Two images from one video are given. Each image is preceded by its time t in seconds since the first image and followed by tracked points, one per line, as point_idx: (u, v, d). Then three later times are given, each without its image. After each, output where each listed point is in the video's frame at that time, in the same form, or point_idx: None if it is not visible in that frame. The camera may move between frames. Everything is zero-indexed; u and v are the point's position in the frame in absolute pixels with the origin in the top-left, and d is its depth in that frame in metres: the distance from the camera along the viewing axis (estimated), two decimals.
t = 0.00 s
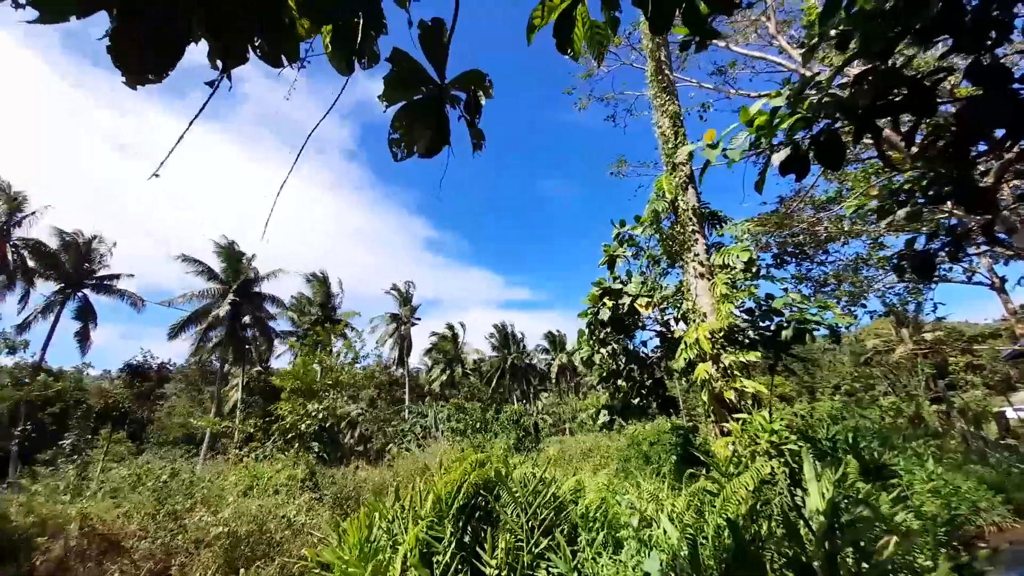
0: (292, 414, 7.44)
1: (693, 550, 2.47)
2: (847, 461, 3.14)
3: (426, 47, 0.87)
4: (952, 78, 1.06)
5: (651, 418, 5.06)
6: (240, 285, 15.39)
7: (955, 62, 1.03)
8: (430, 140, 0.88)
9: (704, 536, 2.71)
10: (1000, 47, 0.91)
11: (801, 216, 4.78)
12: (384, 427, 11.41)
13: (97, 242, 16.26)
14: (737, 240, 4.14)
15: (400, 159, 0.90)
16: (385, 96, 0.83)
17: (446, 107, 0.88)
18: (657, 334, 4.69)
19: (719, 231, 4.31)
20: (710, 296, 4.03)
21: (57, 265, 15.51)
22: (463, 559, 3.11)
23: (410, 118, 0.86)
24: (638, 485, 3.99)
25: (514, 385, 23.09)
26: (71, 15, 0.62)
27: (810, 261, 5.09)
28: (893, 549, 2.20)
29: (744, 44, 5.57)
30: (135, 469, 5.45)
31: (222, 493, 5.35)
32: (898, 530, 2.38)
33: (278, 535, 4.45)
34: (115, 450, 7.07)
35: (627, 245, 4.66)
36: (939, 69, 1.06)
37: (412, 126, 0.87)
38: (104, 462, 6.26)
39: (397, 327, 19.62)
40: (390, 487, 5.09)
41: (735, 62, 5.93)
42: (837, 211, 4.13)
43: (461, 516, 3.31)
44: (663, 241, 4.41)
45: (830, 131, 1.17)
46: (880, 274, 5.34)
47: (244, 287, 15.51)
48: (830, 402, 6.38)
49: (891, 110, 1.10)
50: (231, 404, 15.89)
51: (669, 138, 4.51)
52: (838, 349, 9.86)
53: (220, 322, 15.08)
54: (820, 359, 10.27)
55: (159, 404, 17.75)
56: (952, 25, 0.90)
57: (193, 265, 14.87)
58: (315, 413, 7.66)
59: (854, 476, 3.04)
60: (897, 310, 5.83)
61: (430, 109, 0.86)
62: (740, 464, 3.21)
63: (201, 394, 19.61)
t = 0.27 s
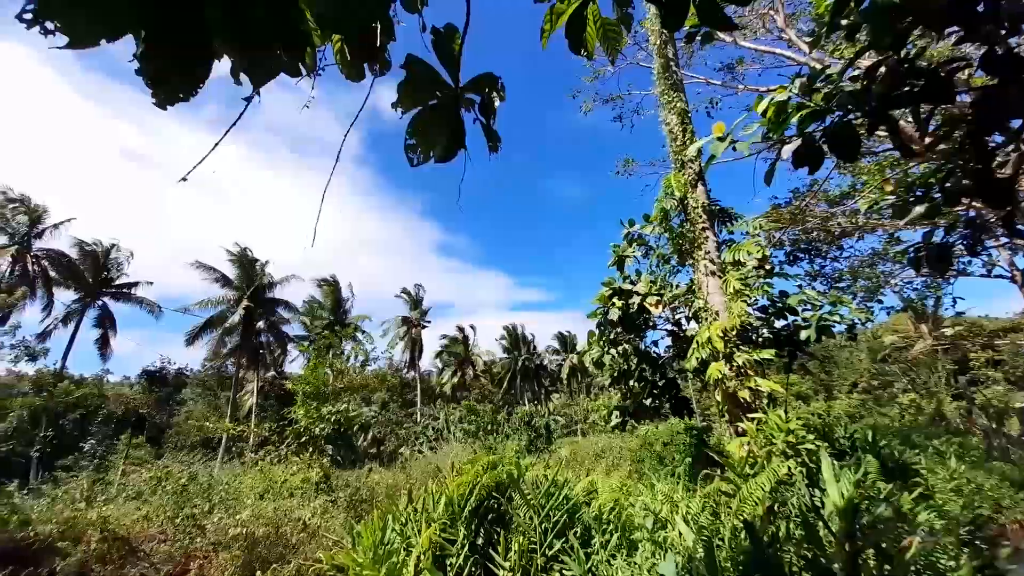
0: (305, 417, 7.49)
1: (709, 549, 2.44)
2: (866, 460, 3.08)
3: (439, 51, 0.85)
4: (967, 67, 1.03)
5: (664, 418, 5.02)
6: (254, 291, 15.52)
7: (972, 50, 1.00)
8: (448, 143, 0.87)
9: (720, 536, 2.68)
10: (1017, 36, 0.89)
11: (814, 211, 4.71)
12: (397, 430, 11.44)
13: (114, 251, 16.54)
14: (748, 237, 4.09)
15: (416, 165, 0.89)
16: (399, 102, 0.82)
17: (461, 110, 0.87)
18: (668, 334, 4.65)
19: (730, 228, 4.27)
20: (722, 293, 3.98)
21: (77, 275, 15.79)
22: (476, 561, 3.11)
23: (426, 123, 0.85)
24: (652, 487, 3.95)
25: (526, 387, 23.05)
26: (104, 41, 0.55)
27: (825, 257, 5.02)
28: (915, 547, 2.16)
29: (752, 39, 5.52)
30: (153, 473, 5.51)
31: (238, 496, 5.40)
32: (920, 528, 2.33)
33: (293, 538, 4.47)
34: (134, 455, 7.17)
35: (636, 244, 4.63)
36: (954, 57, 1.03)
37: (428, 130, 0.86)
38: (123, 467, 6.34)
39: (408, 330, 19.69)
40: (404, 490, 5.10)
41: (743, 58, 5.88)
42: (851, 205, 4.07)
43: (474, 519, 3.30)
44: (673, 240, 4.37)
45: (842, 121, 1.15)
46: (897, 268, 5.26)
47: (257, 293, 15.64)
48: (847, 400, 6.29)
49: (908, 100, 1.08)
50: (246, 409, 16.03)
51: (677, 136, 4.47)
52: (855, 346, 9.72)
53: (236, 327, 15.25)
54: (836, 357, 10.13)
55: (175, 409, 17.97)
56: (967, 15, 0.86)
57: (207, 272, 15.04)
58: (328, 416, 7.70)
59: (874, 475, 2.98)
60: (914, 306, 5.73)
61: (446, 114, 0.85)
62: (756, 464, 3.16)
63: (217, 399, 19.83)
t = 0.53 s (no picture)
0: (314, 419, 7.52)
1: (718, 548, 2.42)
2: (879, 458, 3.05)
3: (446, 55, 0.88)
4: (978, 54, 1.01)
5: (673, 417, 4.99)
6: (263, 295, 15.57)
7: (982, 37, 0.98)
8: (458, 143, 0.90)
9: (732, 535, 2.66)
10: None
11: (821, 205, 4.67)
12: (405, 431, 11.45)
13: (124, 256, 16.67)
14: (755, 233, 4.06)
15: (431, 166, 0.92)
16: (410, 107, 0.85)
17: (471, 109, 0.89)
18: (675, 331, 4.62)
19: (736, 224, 4.23)
20: (729, 290, 3.95)
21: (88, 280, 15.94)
22: (485, 561, 3.10)
23: (437, 124, 0.87)
24: (661, 486, 3.92)
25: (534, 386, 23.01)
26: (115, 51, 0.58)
27: (834, 252, 4.97)
28: (930, 544, 2.13)
29: (756, 33, 5.47)
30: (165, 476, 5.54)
31: (249, 498, 5.42)
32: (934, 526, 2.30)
33: (303, 540, 4.48)
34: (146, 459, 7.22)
35: (641, 242, 4.60)
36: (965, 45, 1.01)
37: (439, 133, 0.88)
38: (135, 470, 6.39)
39: (414, 331, 19.71)
40: (414, 491, 5.10)
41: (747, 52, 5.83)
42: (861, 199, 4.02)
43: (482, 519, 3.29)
44: (679, 236, 4.34)
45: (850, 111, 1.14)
46: (908, 262, 5.20)
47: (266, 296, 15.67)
48: (859, 396, 6.22)
49: (918, 87, 1.06)
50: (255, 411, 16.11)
51: (682, 132, 4.44)
52: (866, 342, 9.61)
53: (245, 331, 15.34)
54: (847, 353, 10.03)
55: (186, 413, 18.10)
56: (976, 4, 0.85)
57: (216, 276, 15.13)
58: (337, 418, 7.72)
59: (887, 472, 2.93)
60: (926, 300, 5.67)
61: (455, 115, 0.87)
62: (768, 463, 3.13)
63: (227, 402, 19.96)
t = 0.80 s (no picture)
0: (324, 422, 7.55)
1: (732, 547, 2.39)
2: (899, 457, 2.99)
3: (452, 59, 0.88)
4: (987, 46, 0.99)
5: (686, 417, 4.94)
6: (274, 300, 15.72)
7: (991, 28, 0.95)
8: (466, 146, 0.89)
9: (746, 536, 2.62)
10: None
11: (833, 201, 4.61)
12: (416, 434, 11.45)
13: (139, 264, 16.88)
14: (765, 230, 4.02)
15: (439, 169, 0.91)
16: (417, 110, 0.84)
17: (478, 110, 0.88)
18: (685, 331, 4.59)
19: (745, 221, 4.19)
20: (739, 288, 3.91)
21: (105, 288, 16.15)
22: (496, 564, 3.09)
23: (445, 126, 0.87)
24: (673, 487, 3.88)
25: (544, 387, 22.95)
26: (135, 65, 0.68)
27: (847, 248, 4.90)
28: (950, 543, 2.08)
29: (762, 28, 5.42)
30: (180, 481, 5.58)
31: (262, 502, 5.45)
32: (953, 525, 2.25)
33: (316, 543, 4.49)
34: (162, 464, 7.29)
35: (648, 241, 4.57)
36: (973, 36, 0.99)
37: (447, 135, 0.88)
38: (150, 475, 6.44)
39: (423, 334, 19.75)
40: (426, 494, 5.10)
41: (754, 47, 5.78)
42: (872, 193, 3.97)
43: (492, 522, 3.28)
44: (687, 235, 4.31)
45: (861, 105, 1.10)
46: (924, 257, 5.12)
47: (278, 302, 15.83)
48: (875, 394, 6.13)
49: (928, 80, 1.04)
50: (268, 416, 16.21)
51: (688, 129, 4.41)
52: (882, 339, 9.47)
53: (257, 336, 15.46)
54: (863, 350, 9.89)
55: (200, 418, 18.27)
56: None
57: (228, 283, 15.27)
58: (347, 421, 7.73)
59: (904, 472, 2.88)
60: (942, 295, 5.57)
61: (462, 116, 0.86)
62: (782, 463, 3.09)
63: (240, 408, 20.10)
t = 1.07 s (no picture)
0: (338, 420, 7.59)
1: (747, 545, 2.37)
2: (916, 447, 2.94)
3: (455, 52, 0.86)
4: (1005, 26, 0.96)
5: (698, 411, 4.90)
6: (287, 300, 15.87)
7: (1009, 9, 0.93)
8: (471, 141, 0.88)
9: (761, 530, 2.60)
10: None
11: (847, 190, 4.52)
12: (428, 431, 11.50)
13: (153, 266, 17.10)
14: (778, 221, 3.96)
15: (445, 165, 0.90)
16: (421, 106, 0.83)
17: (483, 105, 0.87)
18: (697, 324, 4.54)
19: (757, 213, 4.14)
20: (752, 280, 3.86)
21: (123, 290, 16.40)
22: (509, 559, 3.09)
23: (450, 122, 0.86)
24: (688, 482, 3.86)
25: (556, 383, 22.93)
26: (147, 70, 0.69)
27: (862, 238, 4.82)
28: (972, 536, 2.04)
29: (772, 15, 5.32)
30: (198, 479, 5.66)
31: (278, 499, 5.50)
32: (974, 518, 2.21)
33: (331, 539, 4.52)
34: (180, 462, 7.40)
35: (658, 235, 4.53)
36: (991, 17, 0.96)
37: (452, 131, 0.87)
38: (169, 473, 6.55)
39: (435, 331, 19.80)
40: (439, 490, 5.12)
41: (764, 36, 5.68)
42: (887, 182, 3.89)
43: (505, 518, 3.28)
44: (698, 227, 4.26)
45: (877, 93, 1.07)
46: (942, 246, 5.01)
47: (291, 301, 15.96)
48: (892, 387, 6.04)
49: (946, 65, 1.01)
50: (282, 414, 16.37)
51: (698, 121, 4.35)
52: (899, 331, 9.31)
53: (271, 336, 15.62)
54: (880, 342, 9.73)
55: (215, 416, 18.50)
56: None
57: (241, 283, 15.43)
58: (360, 419, 7.78)
59: (924, 464, 2.83)
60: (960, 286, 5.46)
61: (466, 110, 0.85)
62: (796, 455, 3.06)
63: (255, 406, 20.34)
